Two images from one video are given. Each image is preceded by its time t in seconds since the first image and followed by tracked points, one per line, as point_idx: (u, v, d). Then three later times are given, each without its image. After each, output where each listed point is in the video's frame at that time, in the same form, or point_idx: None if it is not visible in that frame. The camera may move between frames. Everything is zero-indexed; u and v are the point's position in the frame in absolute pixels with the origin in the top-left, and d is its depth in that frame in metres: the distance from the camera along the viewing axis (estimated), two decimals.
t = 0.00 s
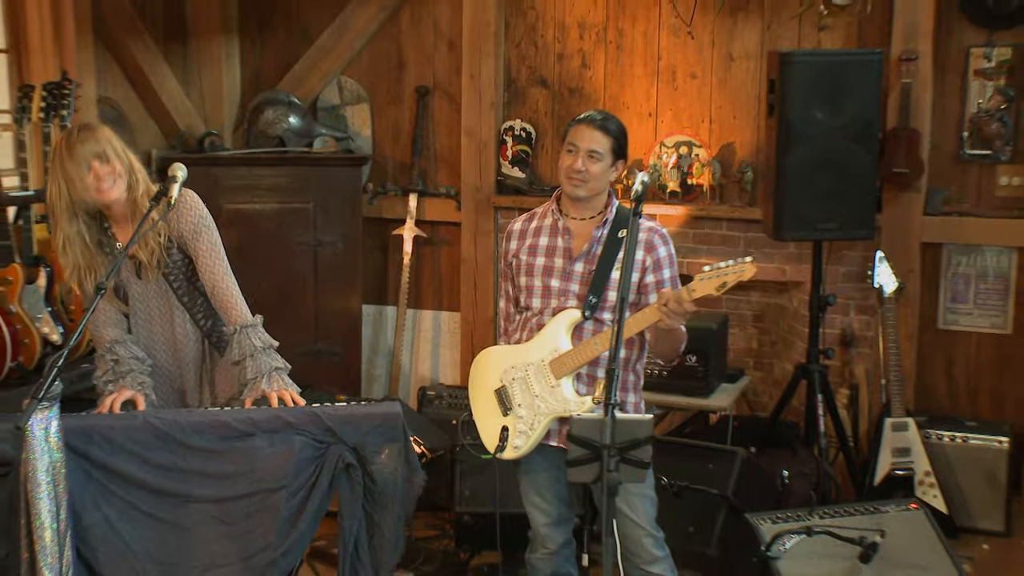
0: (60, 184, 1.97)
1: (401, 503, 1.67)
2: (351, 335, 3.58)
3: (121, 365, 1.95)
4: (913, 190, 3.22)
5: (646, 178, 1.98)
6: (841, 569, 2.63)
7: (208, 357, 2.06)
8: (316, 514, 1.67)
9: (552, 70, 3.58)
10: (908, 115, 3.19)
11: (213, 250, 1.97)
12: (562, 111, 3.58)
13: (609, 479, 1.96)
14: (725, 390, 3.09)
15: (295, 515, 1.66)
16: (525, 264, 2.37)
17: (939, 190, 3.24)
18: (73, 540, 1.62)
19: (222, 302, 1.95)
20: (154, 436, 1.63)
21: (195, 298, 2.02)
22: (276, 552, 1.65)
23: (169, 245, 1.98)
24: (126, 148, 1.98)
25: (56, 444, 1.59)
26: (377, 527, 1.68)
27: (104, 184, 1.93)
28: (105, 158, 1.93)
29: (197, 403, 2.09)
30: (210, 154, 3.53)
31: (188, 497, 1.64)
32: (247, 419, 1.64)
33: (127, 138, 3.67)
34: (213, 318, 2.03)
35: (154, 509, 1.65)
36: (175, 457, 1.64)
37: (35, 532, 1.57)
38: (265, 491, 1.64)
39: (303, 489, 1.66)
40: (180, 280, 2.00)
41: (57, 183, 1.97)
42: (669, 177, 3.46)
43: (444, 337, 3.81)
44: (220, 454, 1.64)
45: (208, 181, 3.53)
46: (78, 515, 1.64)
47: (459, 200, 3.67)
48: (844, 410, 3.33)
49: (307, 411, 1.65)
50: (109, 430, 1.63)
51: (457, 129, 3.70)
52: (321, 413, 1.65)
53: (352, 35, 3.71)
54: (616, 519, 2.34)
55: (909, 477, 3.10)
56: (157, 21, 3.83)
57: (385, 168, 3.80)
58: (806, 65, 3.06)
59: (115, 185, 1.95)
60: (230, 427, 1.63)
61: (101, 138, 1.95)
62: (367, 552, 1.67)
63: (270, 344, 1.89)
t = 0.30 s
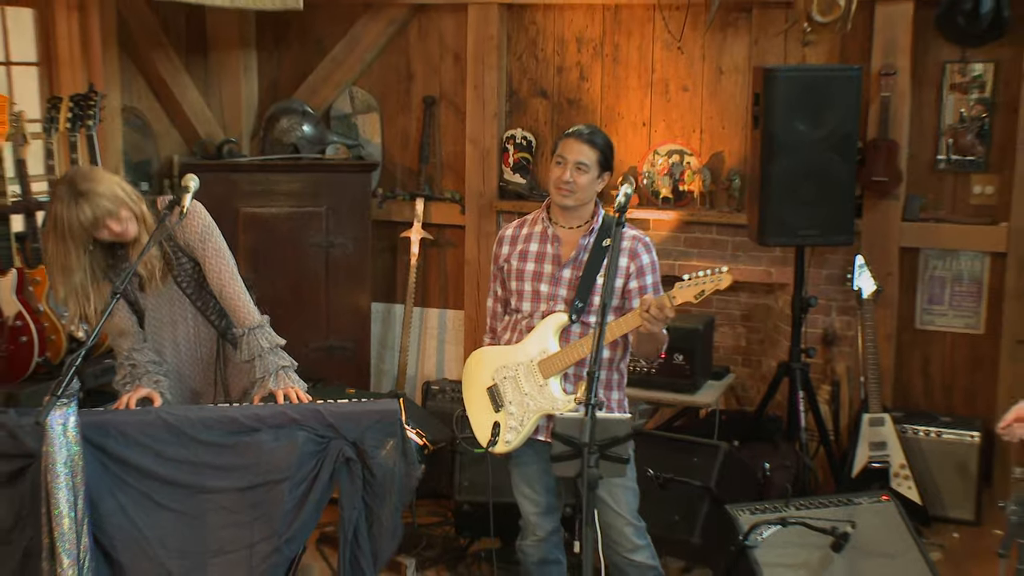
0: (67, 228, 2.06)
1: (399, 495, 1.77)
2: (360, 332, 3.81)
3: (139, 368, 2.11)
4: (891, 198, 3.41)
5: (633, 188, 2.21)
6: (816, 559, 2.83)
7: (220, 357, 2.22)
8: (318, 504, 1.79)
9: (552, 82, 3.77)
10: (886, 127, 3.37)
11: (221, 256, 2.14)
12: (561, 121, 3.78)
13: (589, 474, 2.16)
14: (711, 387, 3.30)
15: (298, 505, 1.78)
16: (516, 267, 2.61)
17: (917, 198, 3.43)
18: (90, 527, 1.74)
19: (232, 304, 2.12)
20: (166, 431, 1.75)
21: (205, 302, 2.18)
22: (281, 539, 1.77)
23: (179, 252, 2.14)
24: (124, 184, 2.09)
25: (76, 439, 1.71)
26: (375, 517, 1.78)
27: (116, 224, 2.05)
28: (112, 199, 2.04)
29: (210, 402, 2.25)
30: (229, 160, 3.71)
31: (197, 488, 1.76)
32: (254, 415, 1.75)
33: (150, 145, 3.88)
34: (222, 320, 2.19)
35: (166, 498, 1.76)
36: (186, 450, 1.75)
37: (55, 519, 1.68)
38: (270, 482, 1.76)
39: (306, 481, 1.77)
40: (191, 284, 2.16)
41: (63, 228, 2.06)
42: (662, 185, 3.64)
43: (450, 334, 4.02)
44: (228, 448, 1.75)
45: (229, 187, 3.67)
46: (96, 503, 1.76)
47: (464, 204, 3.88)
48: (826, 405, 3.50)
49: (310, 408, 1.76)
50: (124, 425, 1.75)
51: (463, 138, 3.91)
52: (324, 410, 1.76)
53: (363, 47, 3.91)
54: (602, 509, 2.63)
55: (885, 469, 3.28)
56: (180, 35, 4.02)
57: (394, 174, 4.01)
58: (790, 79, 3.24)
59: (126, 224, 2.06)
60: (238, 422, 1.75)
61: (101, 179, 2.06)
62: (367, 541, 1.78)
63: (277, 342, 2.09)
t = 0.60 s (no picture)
0: (84, 258, 2.28)
1: (397, 484, 1.98)
2: (370, 329, 4.05)
3: (156, 371, 2.31)
4: (872, 205, 3.60)
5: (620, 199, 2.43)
6: (791, 546, 3.04)
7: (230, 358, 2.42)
8: (323, 494, 1.98)
9: (552, 93, 3.99)
10: (866, 139, 3.57)
11: (228, 262, 2.35)
12: (561, 130, 3.99)
13: (573, 469, 2.41)
14: (697, 383, 3.54)
15: (303, 494, 1.97)
16: (510, 273, 2.85)
17: (895, 205, 3.62)
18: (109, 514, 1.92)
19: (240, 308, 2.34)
20: (180, 424, 1.94)
21: (215, 307, 2.39)
22: (287, 526, 1.96)
23: (189, 262, 2.35)
24: (130, 210, 2.30)
25: (96, 433, 1.89)
26: (375, 504, 1.99)
27: (132, 251, 2.28)
28: (123, 229, 2.25)
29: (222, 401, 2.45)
30: (246, 167, 3.90)
31: (208, 478, 1.95)
32: (263, 411, 1.95)
33: (174, 151, 4.09)
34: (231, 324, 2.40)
35: (180, 487, 1.95)
36: (199, 443, 1.94)
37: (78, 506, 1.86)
38: (277, 473, 1.95)
39: (311, 472, 1.97)
40: (201, 291, 2.37)
41: (80, 260, 2.28)
42: (656, 192, 3.85)
43: (455, 331, 4.25)
44: (238, 441, 1.95)
45: (243, 192, 3.87)
46: (114, 493, 1.94)
47: (469, 209, 4.10)
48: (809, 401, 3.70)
49: (316, 405, 1.96)
50: (142, 419, 1.93)
51: (468, 146, 4.13)
52: (328, 406, 1.97)
53: (375, 60, 4.15)
54: (591, 499, 2.87)
55: (862, 462, 3.48)
56: (202, 47, 4.23)
57: (403, 180, 4.24)
58: (773, 94, 3.45)
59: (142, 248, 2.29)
60: (248, 417, 1.95)
61: (109, 211, 2.26)
62: (367, 526, 1.99)
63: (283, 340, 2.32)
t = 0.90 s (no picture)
0: (100, 278, 2.50)
1: (397, 475, 2.20)
2: (378, 325, 4.28)
3: (173, 370, 2.55)
4: (853, 211, 3.80)
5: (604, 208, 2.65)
6: (769, 535, 3.30)
7: (241, 357, 2.64)
8: (326, 482, 2.20)
9: (551, 103, 4.20)
10: (847, 148, 3.76)
11: (235, 269, 2.54)
12: (560, 137, 4.21)
13: (559, 461, 2.65)
14: (685, 379, 3.76)
15: (309, 483, 2.19)
16: (506, 276, 3.10)
17: (876, 210, 3.82)
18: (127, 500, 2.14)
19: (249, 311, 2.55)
20: (193, 418, 2.15)
21: (225, 311, 2.59)
22: (293, 513, 2.18)
23: (199, 270, 2.55)
24: (139, 228, 2.51)
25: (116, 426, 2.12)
26: (375, 492, 2.22)
27: (145, 267, 2.49)
28: (135, 247, 2.47)
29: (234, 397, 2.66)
30: (261, 172, 4.13)
31: (221, 468, 2.16)
32: (271, 406, 2.16)
33: (194, 156, 4.33)
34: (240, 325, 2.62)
35: (195, 477, 2.17)
36: (210, 435, 2.16)
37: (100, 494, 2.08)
38: (283, 464, 2.16)
39: (316, 463, 2.19)
40: (212, 296, 2.57)
41: (97, 281, 2.50)
42: (649, 196, 4.05)
43: (459, 327, 4.47)
44: (247, 434, 2.16)
45: (259, 196, 4.10)
46: (132, 482, 2.16)
47: (472, 211, 4.33)
48: (793, 396, 3.91)
49: (321, 400, 2.17)
50: (157, 413, 2.15)
51: (472, 152, 4.35)
52: (332, 402, 2.18)
53: (384, 70, 4.38)
54: (582, 488, 3.13)
55: (841, 454, 3.69)
56: (220, 58, 4.45)
57: (411, 184, 4.47)
58: (758, 105, 3.65)
59: (154, 264, 2.50)
60: (256, 411, 2.15)
61: (119, 232, 2.47)
62: (368, 511, 2.23)
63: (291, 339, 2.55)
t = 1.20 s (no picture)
0: (118, 281, 2.73)
1: (394, 463, 2.49)
2: (383, 319, 4.53)
3: (186, 364, 2.79)
4: (831, 214, 4.02)
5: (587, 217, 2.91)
6: (744, 520, 3.55)
7: (247, 352, 2.90)
8: (327, 469, 2.49)
9: (548, 110, 4.43)
10: (825, 155, 3.98)
11: (242, 270, 2.81)
12: (556, 143, 4.44)
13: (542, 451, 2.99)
14: (671, 373, 4.01)
15: (311, 470, 2.47)
16: (499, 276, 3.37)
17: (853, 214, 4.04)
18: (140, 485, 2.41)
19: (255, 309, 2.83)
20: (203, 409, 2.42)
21: (234, 309, 2.87)
22: (296, 499, 2.47)
23: (210, 271, 2.83)
24: (151, 233, 2.74)
25: (133, 417, 2.39)
26: (373, 478, 2.51)
27: (159, 270, 2.73)
28: (149, 251, 2.70)
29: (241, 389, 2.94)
30: (273, 176, 4.37)
31: (229, 456, 2.44)
32: (276, 398, 2.44)
33: (210, 160, 4.58)
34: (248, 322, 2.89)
35: (205, 464, 2.44)
36: (219, 426, 2.43)
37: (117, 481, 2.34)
38: (286, 453, 2.44)
39: (318, 452, 2.46)
40: (221, 295, 2.85)
41: (115, 284, 2.73)
42: (640, 200, 4.28)
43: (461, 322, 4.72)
44: (253, 425, 2.43)
45: (271, 197, 4.35)
46: (148, 468, 2.43)
47: (473, 213, 4.57)
48: (774, 389, 4.14)
49: (324, 394, 2.45)
50: (170, 405, 2.42)
51: (473, 156, 4.59)
52: (333, 396, 2.45)
53: (390, 79, 4.63)
54: (569, 476, 3.40)
55: (817, 444, 3.91)
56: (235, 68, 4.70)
57: (415, 187, 4.73)
58: (740, 116, 3.86)
59: (165, 267, 2.74)
60: (263, 404, 2.43)
61: (132, 237, 2.70)
62: (366, 496, 2.51)
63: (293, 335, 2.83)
